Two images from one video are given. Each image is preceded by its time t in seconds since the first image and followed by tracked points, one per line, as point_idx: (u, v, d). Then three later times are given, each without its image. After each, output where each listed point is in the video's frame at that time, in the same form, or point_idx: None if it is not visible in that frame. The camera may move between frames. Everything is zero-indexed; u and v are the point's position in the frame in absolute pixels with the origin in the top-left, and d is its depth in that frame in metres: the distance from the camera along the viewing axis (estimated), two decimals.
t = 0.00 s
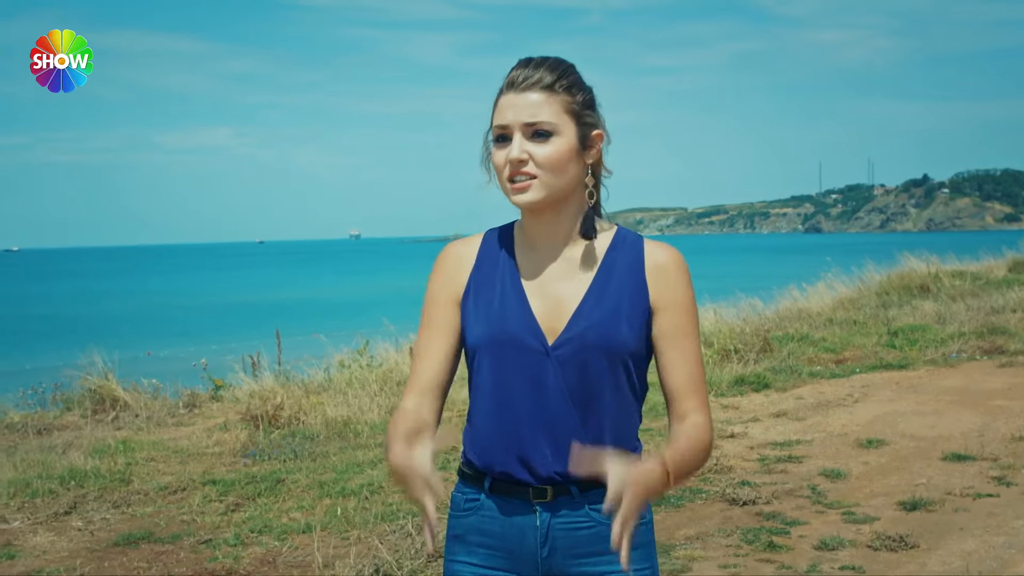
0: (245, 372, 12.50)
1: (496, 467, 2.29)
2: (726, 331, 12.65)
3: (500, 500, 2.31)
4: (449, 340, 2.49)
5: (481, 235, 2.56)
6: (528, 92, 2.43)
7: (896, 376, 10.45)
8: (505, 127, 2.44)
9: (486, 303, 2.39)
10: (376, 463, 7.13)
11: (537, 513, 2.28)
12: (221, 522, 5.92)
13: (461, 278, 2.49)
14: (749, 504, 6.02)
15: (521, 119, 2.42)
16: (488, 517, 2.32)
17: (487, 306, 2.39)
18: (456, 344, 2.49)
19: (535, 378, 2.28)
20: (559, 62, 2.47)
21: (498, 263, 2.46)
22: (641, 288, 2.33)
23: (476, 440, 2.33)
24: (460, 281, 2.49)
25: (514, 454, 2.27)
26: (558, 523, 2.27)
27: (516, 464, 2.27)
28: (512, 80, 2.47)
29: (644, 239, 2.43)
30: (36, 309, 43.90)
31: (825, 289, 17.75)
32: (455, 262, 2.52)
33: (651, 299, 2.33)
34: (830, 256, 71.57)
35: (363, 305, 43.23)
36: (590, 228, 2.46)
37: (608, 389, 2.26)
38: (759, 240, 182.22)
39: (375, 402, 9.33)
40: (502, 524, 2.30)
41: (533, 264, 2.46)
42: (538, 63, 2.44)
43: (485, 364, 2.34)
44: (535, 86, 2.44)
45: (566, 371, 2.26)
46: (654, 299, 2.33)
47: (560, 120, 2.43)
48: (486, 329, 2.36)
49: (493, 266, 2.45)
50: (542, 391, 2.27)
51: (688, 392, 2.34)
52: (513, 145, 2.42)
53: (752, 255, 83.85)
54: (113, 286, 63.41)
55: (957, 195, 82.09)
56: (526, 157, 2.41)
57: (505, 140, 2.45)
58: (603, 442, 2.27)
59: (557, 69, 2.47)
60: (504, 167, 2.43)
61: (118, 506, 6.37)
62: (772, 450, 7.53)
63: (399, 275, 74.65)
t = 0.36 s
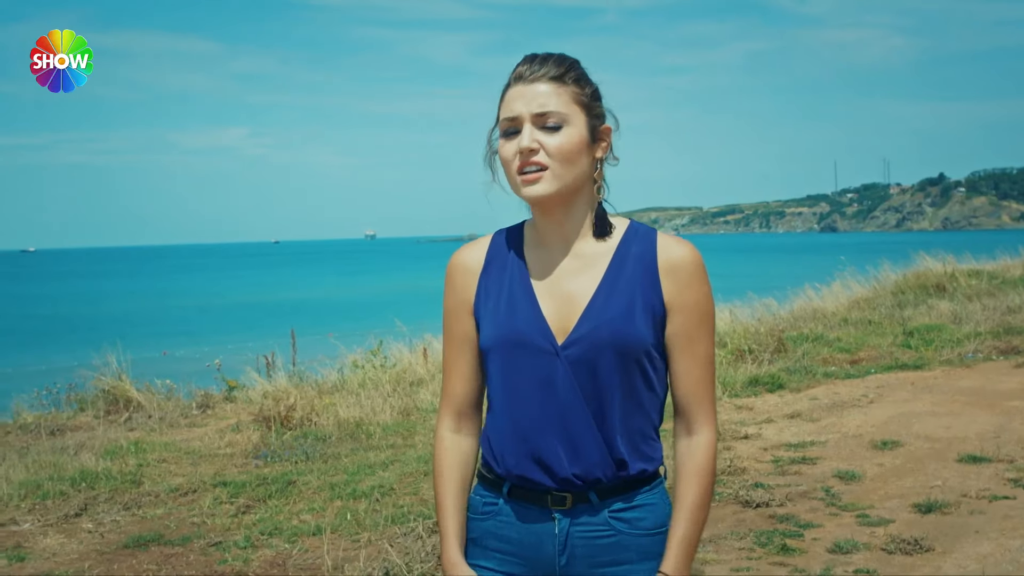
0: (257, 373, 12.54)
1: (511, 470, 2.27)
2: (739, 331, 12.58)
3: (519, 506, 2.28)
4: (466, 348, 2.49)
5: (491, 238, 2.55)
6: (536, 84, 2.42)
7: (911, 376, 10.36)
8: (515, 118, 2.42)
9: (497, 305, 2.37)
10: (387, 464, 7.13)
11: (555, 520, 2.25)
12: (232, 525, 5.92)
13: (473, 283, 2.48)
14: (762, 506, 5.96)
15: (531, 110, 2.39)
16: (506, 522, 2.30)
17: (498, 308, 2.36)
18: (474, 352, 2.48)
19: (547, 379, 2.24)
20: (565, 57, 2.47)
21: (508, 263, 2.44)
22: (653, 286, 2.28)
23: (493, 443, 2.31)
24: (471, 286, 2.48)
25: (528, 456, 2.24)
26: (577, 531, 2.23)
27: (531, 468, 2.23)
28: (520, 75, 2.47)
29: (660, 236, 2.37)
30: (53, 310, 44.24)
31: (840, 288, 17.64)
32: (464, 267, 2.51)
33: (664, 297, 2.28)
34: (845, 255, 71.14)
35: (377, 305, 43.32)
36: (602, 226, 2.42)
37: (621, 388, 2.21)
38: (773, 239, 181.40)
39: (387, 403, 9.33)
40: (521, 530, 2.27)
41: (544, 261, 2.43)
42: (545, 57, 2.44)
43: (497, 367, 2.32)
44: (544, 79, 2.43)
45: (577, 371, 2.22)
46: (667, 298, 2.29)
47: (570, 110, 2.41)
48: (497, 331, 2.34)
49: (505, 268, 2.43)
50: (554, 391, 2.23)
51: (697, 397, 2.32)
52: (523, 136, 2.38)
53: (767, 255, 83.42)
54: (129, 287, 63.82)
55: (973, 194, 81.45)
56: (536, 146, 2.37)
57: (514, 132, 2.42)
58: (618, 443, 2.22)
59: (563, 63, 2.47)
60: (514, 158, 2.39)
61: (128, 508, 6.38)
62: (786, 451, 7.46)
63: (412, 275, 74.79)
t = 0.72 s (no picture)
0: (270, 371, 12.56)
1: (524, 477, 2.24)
2: (753, 331, 12.51)
3: (534, 512, 2.26)
4: (472, 347, 2.49)
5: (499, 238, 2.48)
6: (603, 82, 2.38)
7: (926, 377, 10.27)
8: (572, 106, 2.36)
9: (502, 310, 2.31)
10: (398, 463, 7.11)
11: (571, 525, 2.22)
12: (240, 524, 5.91)
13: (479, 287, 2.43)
14: (774, 508, 5.92)
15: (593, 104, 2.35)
16: (521, 529, 2.28)
17: (502, 315, 2.30)
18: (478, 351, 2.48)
19: (555, 386, 2.20)
20: (639, 70, 2.44)
21: (514, 264, 2.39)
22: (664, 286, 2.23)
23: (503, 451, 2.28)
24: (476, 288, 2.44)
25: (540, 466, 2.21)
26: (593, 535, 2.21)
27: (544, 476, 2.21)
28: (592, 65, 2.41)
29: (670, 234, 2.31)
30: (69, 308, 44.54)
31: (854, 288, 17.52)
32: (470, 272, 2.46)
33: (676, 297, 2.24)
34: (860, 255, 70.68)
35: (390, 304, 43.38)
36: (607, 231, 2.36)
37: (631, 394, 2.16)
38: (787, 238, 180.61)
39: (399, 402, 9.31)
40: (536, 536, 2.26)
41: (557, 262, 2.37)
42: (622, 61, 2.40)
43: (504, 374, 2.27)
44: (611, 80, 2.39)
45: (586, 378, 2.16)
46: (678, 297, 2.24)
47: (625, 122, 2.38)
48: (502, 338, 2.28)
49: (510, 270, 2.37)
50: (563, 399, 2.19)
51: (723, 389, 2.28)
52: (573, 124, 2.34)
53: (781, 254, 82.98)
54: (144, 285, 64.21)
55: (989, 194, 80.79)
56: (582, 141, 2.33)
57: (565, 118, 2.37)
58: (631, 449, 2.18)
59: (635, 76, 2.44)
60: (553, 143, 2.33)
61: (138, 506, 6.39)
62: (799, 452, 7.40)
63: (424, 274, 74.88)
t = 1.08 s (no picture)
0: (272, 373, 12.55)
1: (553, 481, 2.18)
2: (757, 334, 12.46)
3: (554, 514, 2.20)
4: (481, 351, 2.37)
5: (510, 236, 2.41)
6: (642, 85, 2.34)
7: (930, 380, 10.22)
8: (618, 111, 2.31)
9: (523, 307, 2.25)
10: (399, 467, 7.09)
11: (595, 527, 2.18)
12: (240, 527, 5.89)
13: (493, 287, 2.34)
14: (777, 512, 5.88)
15: (638, 111, 2.30)
16: (541, 531, 2.22)
17: (523, 311, 2.24)
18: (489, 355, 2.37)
19: (586, 382, 2.15)
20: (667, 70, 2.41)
21: (533, 262, 2.32)
22: (688, 282, 2.24)
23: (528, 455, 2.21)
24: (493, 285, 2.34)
25: (574, 466, 2.16)
26: (618, 537, 2.18)
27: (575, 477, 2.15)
28: (630, 67, 2.35)
29: (688, 233, 2.34)
30: (73, 309, 44.62)
31: (859, 290, 17.47)
32: (482, 270, 2.36)
33: (699, 294, 2.25)
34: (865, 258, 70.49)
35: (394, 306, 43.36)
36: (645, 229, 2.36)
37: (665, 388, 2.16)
38: (791, 239, 180.31)
39: (401, 405, 9.29)
40: (557, 539, 2.20)
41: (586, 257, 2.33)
42: (656, 62, 2.36)
43: (527, 373, 2.21)
44: (648, 83, 2.35)
45: (617, 375, 2.14)
46: (701, 294, 2.26)
47: (662, 126, 2.36)
48: (526, 336, 2.21)
49: (527, 266, 2.31)
50: (595, 396, 2.15)
51: (734, 400, 2.29)
52: (622, 132, 2.29)
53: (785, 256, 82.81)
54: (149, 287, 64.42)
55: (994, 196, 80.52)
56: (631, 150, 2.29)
57: (610, 123, 2.31)
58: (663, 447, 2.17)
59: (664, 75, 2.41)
60: (601, 150, 2.28)
61: (138, 509, 6.37)
62: (802, 456, 7.36)
63: (428, 276, 74.92)
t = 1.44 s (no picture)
0: (269, 374, 12.53)
1: (558, 486, 2.16)
2: (754, 335, 12.45)
3: (559, 519, 2.17)
4: (481, 355, 2.36)
5: (509, 237, 2.40)
6: (648, 80, 2.32)
7: (927, 381, 10.21)
8: (633, 110, 2.27)
9: (529, 310, 2.23)
10: (394, 468, 7.06)
11: (600, 533, 2.15)
12: (234, 529, 5.87)
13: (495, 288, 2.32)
14: (773, 514, 5.86)
15: (652, 106, 2.29)
16: (545, 538, 2.18)
17: (530, 315, 2.22)
18: (489, 360, 2.35)
19: (593, 388, 2.14)
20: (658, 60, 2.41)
21: (536, 267, 2.30)
22: (693, 287, 2.23)
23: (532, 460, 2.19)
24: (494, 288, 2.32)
25: (578, 472, 2.14)
26: (624, 543, 2.15)
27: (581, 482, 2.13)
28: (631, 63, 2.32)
29: (693, 235, 2.33)
30: (70, 309, 44.55)
31: (857, 291, 17.46)
32: (484, 272, 2.34)
33: (703, 296, 2.24)
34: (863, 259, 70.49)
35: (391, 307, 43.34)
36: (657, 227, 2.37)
37: (671, 393, 2.14)
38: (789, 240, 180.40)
39: (396, 406, 9.27)
40: (562, 545, 2.17)
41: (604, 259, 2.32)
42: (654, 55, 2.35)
43: (533, 377, 2.19)
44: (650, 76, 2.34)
45: (625, 379, 2.12)
46: (706, 298, 2.24)
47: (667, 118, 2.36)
48: (531, 340, 2.20)
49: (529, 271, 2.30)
50: (601, 402, 2.13)
51: (732, 405, 2.26)
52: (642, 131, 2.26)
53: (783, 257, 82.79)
54: (147, 287, 64.40)
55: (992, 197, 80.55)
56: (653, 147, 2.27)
57: (628, 123, 2.27)
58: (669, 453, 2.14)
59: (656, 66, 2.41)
60: (627, 152, 2.25)
61: (131, 511, 6.35)
62: (798, 457, 7.34)
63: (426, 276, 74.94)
